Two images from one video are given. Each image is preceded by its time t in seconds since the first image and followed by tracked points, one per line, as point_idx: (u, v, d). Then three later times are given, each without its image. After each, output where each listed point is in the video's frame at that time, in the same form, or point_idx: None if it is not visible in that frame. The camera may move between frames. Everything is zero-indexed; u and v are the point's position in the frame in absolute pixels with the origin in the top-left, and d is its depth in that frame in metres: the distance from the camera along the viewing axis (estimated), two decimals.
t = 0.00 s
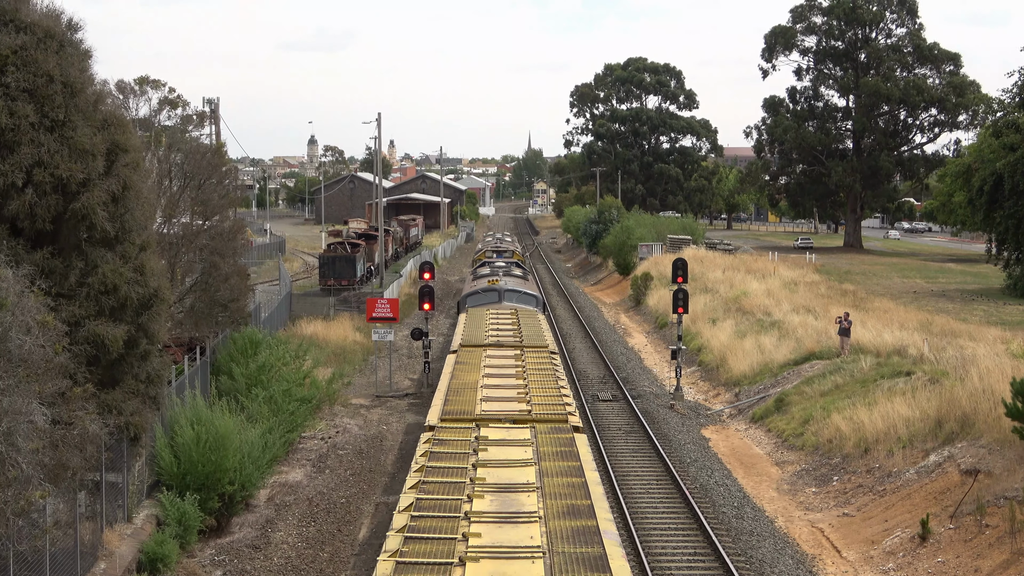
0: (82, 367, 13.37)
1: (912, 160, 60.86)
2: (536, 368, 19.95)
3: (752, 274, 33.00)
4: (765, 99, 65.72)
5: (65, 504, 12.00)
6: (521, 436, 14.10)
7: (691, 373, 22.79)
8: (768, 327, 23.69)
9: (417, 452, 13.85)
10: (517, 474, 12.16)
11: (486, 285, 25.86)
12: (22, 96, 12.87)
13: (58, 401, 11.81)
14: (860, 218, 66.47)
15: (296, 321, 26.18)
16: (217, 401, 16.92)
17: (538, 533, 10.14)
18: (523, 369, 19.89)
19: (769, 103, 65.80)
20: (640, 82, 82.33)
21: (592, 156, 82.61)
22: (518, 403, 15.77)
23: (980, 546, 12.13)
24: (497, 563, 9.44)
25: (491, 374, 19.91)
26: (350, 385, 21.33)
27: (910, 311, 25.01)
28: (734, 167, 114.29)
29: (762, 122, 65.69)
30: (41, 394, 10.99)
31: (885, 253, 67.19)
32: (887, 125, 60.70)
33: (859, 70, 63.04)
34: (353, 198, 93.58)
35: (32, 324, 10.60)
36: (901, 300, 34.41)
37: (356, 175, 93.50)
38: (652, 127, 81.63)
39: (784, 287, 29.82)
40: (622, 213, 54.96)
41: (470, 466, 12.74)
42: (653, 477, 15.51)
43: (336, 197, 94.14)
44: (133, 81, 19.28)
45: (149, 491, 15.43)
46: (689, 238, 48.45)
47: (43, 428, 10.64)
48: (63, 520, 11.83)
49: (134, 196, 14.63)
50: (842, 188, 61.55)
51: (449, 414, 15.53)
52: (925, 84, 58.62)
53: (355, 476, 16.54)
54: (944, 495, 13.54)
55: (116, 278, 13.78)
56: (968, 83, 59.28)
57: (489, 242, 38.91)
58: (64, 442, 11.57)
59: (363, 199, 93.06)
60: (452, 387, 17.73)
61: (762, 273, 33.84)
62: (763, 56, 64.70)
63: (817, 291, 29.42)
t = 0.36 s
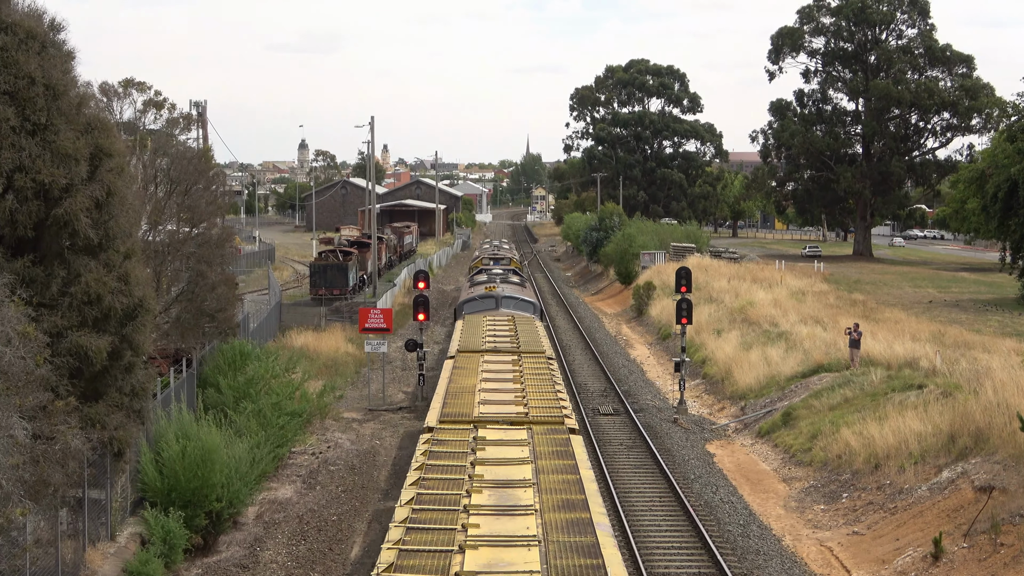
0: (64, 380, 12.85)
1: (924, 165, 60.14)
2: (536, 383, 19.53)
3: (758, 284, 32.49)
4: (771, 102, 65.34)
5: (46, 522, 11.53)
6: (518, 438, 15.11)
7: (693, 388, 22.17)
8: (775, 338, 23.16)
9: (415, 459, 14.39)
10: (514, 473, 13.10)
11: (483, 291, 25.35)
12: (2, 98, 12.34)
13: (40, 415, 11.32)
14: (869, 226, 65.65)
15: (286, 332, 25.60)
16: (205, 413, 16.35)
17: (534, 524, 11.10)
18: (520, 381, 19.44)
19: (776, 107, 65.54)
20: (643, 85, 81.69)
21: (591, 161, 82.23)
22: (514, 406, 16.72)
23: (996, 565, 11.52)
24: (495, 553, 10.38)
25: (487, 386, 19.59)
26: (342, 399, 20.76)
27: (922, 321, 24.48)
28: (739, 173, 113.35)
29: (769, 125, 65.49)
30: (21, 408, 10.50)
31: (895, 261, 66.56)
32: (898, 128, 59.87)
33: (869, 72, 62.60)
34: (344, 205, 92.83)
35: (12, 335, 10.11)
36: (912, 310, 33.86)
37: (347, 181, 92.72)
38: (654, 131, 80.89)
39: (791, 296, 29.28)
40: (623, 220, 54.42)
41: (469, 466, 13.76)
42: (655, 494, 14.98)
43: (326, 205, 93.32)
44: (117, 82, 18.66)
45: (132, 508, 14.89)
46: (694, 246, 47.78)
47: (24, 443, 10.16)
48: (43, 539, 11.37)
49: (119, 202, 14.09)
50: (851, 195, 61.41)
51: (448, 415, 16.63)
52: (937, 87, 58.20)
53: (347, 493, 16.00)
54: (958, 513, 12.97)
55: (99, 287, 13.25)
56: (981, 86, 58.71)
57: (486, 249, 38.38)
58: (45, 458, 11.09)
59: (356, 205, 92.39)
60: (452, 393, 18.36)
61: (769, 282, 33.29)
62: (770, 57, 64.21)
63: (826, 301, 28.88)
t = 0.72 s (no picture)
0: (41, 403, 12.12)
1: (944, 172, 59.04)
2: (536, 399, 18.77)
3: (770, 298, 31.70)
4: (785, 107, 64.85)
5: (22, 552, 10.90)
6: (518, 445, 15.38)
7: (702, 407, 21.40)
8: (789, 355, 22.40)
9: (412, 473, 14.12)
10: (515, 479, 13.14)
11: (482, 304, 24.68)
12: None
13: (16, 440, 10.63)
14: (886, 237, 64.77)
15: (275, 351, 24.84)
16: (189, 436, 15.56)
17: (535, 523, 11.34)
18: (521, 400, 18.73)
19: (788, 112, 64.68)
20: (649, 89, 80.72)
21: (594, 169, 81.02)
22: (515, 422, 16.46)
23: None
24: (496, 552, 10.54)
25: (487, 401, 18.96)
26: (333, 421, 19.99)
27: (943, 337, 23.78)
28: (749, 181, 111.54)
29: (783, 130, 64.71)
30: None
31: (914, 274, 65.66)
32: (916, 134, 58.66)
33: (885, 75, 61.75)
34: (335, 217, 91.12)
35: None
36: (934, 325, 33.15)
37: (340, 192, 91.79)
38: (660, 138, 79.74)
39: (806, 311, 28.58)
40: (628, 232, 53.58)
41: (468, 471, 14.01)
42: (663, 519, 14.26)
43: (316, 217, 91.31)
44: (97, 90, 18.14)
45: (114, 536, 14.17)
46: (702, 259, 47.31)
47: None
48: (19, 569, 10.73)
49: (100, 215, 13.36)
50: (868, 204, 60.47)
51: (447, 425, 16.61)
52: (957, 91, 56.84)
53: (340, 520, 15.22)
54: (982, 539, 12.13)
55: (79, 304, 12.52)
56: (1003, 90, 57.52)
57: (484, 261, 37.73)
58: (20, 485, 10.42)
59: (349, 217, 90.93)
60: (452, 407, 18.02)
61: (783, 296, 32.58)
62: (783, 60, 63.24)
63: (841, 317, 28.06)
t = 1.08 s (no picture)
0: None
1: (982, 174, 54.74)
2: (539, 416, 17.59)
3: (794, 311, 30.32)
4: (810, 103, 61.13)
5: None
6: (518, 459, 14.90)
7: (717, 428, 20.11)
8: (814, 374, 21.11)
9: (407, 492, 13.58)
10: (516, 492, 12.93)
11: (481, 315, 23.60)
12: None
13: None
14: (920, 243, 60.66)
15: (256, 370, 23.48)
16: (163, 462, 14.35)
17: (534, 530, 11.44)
18: (523, 418, 17.59)
19: (814, 108, 60.59)
20: (663, 84, 77.47)
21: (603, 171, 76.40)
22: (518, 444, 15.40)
23: None
24: (497, 561, 10.53)
25: (486, 416, 17.86)
26: (320, 445, 18.68)
27: (982, 354, 22.58)
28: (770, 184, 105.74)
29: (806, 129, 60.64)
30: None
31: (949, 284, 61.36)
32: (953, 132, 54.89)
33: (918, 69, 57.66)
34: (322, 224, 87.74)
35: None
36: (971, 341, 31.63)
37: (326, 198, 86.89)
38: (673, 138, 74.16)
39: (832, 325, 27.29)
40: (639, 239, 51.33)
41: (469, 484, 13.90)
42: (678, 552, 13.10)
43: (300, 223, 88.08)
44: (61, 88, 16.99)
45: (79, 571, 12.94)
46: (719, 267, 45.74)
47: None
48: None
49: (66, 222, 12.16)
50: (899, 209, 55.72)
51: (446, 438, 16.05)
52: (996, 86, 53.51)
53: (327, 556, 13.95)
54: None
55: (42, 319, 11.34)
56: None
57: (483, 271, 36.59)
58: None
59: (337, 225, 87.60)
60: (450, 425, 16.96)
61: (808, 309, 31.15)
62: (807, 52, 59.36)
63: (869, 332, 26.60)
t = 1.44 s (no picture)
0: None
1: None
2: (542, 430, 16.47)
3: (823, 322, 28.56)
4: (839, 95, 55.44)
5: None
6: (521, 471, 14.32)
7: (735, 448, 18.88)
8: (845, 392, 19.70)
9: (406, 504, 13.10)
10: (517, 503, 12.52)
11: (479, 325, 22.47)
12: None
13: None
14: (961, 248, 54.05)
15: (234, 393, 21.97)
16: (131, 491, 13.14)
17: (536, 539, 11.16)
18: (524, 433, 16.48)
19: (843, 100, 54.67)
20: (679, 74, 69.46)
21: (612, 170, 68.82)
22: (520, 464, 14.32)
23: None
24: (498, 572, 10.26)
25: (486, 432, 16.70)
26: (302, 472, 17.29)
27: None
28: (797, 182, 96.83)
29: (836, 123, 54.91)
30: None
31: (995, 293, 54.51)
32: (996, 127, 48.79)
33: (958, 57, 51.42)
34: (304, 230, 78.44)
35: None
36: (1014, 354, 29.73)
37: (309, 199, 78.25)
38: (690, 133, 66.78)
39: (865, 338, 25.73)
40: (653, 245, 47.04)
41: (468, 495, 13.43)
42: None
43: (279, 230, 78.51)
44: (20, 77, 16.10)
45: None
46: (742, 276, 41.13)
47: None
48: None
49: (24, 227, 10.83)
50: (938, 210, 50.00)
51: (444, 452, 15.25)
52: None
53: None
54: None
55: None
56: None
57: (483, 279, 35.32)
58: None
59: (321, 230, 78.21)
60: (447, 441, 15.84)
61: (838, 320, 29.30)
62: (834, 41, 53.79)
63: (905, 346, 24.90)
